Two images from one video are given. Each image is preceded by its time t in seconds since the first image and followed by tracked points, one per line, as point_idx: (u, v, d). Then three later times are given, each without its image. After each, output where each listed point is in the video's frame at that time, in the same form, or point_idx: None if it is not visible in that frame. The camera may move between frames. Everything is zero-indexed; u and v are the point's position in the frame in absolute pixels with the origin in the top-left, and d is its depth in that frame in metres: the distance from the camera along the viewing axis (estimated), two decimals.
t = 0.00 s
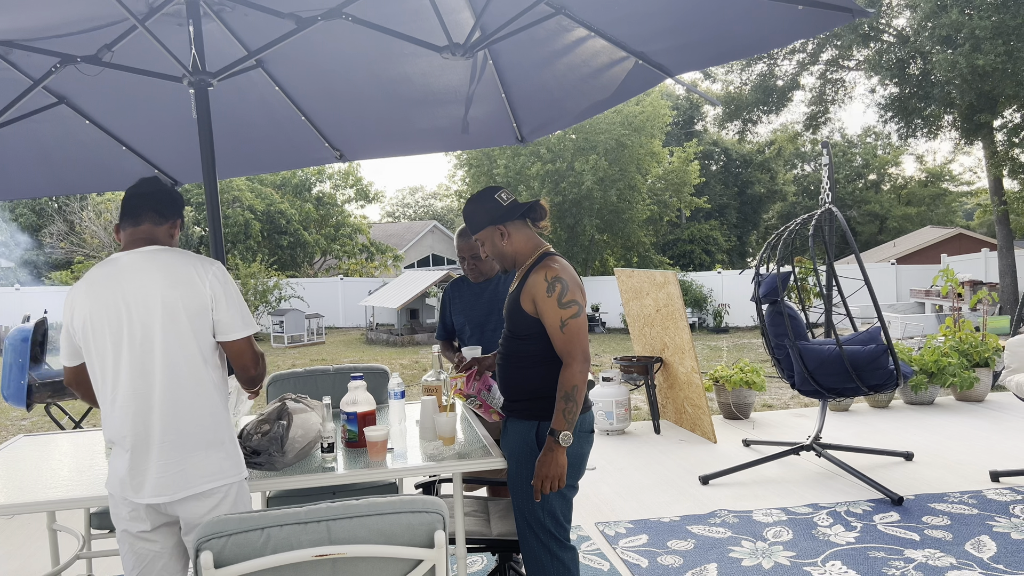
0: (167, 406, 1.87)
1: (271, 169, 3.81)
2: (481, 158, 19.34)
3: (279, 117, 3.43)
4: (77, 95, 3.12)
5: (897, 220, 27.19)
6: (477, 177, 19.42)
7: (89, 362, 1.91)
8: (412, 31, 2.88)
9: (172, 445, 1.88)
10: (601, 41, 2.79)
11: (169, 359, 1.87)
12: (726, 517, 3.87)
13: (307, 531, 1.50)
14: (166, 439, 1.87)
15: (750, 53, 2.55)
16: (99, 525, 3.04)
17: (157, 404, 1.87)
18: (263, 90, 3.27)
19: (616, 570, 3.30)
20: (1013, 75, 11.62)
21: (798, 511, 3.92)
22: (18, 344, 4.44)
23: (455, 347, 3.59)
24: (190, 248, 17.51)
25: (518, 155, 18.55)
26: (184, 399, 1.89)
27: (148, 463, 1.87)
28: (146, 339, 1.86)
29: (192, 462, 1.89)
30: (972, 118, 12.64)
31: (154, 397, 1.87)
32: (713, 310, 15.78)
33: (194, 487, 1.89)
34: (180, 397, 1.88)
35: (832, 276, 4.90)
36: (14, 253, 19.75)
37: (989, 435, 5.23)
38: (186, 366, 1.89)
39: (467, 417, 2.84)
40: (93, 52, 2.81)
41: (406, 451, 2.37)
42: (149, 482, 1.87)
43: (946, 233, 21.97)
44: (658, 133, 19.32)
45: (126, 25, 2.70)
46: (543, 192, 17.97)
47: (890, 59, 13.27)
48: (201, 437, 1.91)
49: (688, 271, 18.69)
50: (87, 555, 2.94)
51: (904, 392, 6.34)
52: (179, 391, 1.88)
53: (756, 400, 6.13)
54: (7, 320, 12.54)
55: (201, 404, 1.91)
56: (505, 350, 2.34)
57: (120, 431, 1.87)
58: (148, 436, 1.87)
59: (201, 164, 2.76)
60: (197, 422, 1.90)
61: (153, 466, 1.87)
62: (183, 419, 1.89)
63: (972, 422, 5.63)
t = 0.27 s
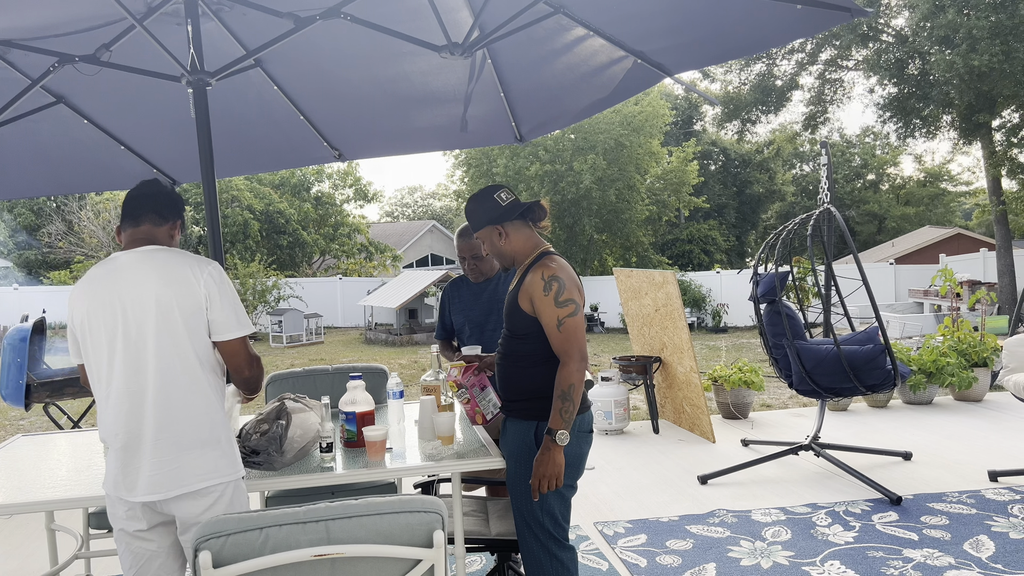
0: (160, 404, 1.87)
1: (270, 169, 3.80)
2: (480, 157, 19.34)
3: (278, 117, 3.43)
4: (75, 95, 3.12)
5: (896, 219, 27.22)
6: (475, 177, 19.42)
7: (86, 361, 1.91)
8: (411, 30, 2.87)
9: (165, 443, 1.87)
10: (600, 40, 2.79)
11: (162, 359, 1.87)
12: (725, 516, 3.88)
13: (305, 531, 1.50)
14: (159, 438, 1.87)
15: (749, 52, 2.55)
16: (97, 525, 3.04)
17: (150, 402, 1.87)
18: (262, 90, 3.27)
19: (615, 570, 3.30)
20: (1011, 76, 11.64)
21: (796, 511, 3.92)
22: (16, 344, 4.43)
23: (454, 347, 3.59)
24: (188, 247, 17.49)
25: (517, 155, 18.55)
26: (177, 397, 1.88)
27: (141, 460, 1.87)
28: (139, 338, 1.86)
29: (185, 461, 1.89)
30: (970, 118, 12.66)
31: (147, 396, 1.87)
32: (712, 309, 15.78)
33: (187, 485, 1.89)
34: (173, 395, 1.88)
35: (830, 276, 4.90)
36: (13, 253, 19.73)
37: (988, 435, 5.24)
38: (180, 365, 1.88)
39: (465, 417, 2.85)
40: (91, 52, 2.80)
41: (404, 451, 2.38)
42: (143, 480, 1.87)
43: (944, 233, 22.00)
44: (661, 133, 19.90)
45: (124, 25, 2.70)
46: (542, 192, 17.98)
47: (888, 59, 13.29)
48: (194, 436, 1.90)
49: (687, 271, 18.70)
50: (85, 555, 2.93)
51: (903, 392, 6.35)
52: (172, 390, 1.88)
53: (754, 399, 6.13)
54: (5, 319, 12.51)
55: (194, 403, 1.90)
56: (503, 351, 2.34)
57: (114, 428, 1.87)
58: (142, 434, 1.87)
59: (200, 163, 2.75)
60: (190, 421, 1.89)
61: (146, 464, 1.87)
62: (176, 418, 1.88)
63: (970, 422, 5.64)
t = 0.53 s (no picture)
0: (156, 403, 1.87)
1: (269, 169, 3.80)
2: (479, 157, 19.34)
3: (277, 116, 3.43)
4: (73, 95, 3.12)
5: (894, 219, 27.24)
6: (474, 177, 19.42)
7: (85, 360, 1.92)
8: (410, 30, 2.87)
9: (160, 441, 1.87)
10: (598, 41, 2.79)
11: (158, 358, 1.87)
12: (724, 516, 3.88)
13: (304, 532, 1.50)
14: (154, 437, 1.87)
15: (747, 53, 2.55)
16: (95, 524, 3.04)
17: (147, 400, 1.87)
18: (260, 89, 3.27)
19: (613, 569, 3.30)
20: (1008, 76, 11.65)
21: (795, 510, 3.92)
22: (15, 344, 4.42)
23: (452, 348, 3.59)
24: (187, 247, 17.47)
25: (516, 155, 18.54)
26: (172, 395, 1.88)
27: (137, 458, 1.87)
28: (136, 338, 1.86)
29: (180, 459, 1.88)
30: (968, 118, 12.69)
31: (143, 395, 1.87)
32: (710, 309, 15.80)
33: (183, 484, 1.88)
34: (169, 394, 1.88)
35: (828, 276, 4.90)
36: (11, 253, 19.70)
37: (986, 435, 5.24)
38: (176, 364, 1.88)
39: (463, 417, 2.85)
40: (90, 51, 2.80)
41: (403, 451, 2.37)
42: (139, 478, 1.87)
43: (942, 233, 22.03)
44: (656, 133, 19.55)
45: (123, 25, 2.70)
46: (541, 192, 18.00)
47: (886, 59, 13.30)
48: (190, 434, 1.90)
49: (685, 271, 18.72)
50: (83, 556, 2.93)
51: (901, 392, 6.36)
52: (169, 388, 1.87)
53: (752, 399, 6.13)
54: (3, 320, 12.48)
55: (190, 402, 1.90)
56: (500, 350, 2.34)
57: (111, 426, 1.88)
58: (138, 433, 1.87)
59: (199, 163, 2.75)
60: (186, 419, 1.89)
61: (142, 462, 1.87)
62: (172, 417, 1.88)
63: (968, 421, 5.64)
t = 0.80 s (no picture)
0: (159, 401, 1.86)
1: (267, 168, 3.80)
2: (477, 157, 19.34)
3: (275, 116, 3.42)
4: (71, 95, 3.11)
5: (892, 219, 27.26)
6: (473, 177, 19.43)
7: (85, 360, 1.90)
8: (408, 29, 2.87)
9: (164, 440, 1.87)
10: (597, 41, 2.79)
11: (162, 357, 1.86)
12: (722, 516, 3.88)
13: (303, 532, 1.50)
14: (158, 435, 1.86)
15: (747, 53, 2.55)
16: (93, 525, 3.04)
17: (151, 399, 1.86)
18: (258, 89, 3.26)
19: (612, 569, 3.30)
20: (1006, 76, 11.66)
21: (794, 510, 3.92)
22: (13, 344, 4.41)
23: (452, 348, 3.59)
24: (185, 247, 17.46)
25: (514, 155, 18.54)
26: (177, 394, 1.88)
27: (141, 457, 1.86)
28: (139, 337, 1.85)
29: (184, 457, 1.88)
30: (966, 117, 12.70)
31: (148, 395, 1.86)
32: (709, 309, 15.82)
33: (187, 482, 1.88)
34: (174, 392, 1.87)
35: (827, 276, 4.90)
36: (10, 253, 19.68)
37: (984, 434, 5.25)
38: (180, 363, 1.88)
39: (462, 416, 2.84)
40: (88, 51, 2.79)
41: (402, 451, 2.37)
42: (143, 477, 1.86)
43: (941, 232, 22.06)
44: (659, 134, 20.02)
45: (121, 24, 2.70)
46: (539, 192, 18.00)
47: (884, 59, 13.31)
48: (194, 433, 1.90)
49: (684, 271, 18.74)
50: (82, 556, 2.92)
51: (899, 391, 6.36)
52: (173, 387, 1.87)
53: (751, 398, 6.14)
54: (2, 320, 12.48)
55: (195, 401, 1.90)
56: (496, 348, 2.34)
57: (114, 425, 1.86)
58: (141, 432, 1.86)
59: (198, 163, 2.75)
60: (191, 418, 1.89)
61: (146, 461, 1.86)
62: (177, 415, 1.88)
63: (967, 421, 5.65)
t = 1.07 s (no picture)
0: (159, 402, 1.86)
1: (266, 169, 3.80)
2: (476, 158, 19.34)
3: (274, 116, 3.42)
4: (70, 95, 3.10)
5: (891, 219, 27.29)
6: (472, 177, 19.44)
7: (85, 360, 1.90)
8: (407, 29, 2.87)
9: (164, 440, 1.87)
10: (596, 40, 2.79)
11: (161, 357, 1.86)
12: (722, 515, 3.88)
13: (302, 532, 1.50)
14: (158, 436, 1.86)
15: (746, 52, 2.55)
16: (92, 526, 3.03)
17: (151, 400, 1.86)
18: (257, 89, 3.26)
19: (611, 569, 3.30)
20: (1004, 76, 11.67)
21: (793, 510, 3.93)
22: (12, 344, 4.41)
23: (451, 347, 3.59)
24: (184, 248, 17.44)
25: (513, 155, 18.53)
26: (177, 394, 1.87)
27: (141, 457, 1.86)
28: (139, 337, 1.85)
29: (184, 457, 1.88)
30: (965, 117, 12.70)
31: (148, 395, 1.86)
32: (708, 309, 15.82)
33: (187, 483, 1.88)
34: (173, 393, 1.87)
35: (826, 275, 4.90)
36: (8, 253, 19.66)
37: (983, 434, 5.25)
38: (180, 362, 1.88)
39: (461, 417, 2.84)
40: (87, 51, 2.79)
41: (401, 451, 2.37)
42: (142, 478, 1.86)
43: (939, 232, 22.07)
44: (654, 133, 19.56)
45: (120, 24, 2.70)
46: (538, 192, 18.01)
47: (883, 59, 13.32)
48: (194, 433, 1.89)
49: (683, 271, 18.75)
50: (80, 556, 2.92)
51: (898, 391, 6.36)
52: (173, 387, 1.87)
53: (750, 398, 6.14)
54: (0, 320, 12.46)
55: (195, 401, 1.90)
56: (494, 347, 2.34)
57: (114, 426, 1.86)
58: (141, 433, 1.86)
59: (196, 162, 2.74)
60: (191, 418, 1.89)
61: (146, 462, 1.86)
62: (177, 416, 1.88)
63: (966, 420, 5.65)
